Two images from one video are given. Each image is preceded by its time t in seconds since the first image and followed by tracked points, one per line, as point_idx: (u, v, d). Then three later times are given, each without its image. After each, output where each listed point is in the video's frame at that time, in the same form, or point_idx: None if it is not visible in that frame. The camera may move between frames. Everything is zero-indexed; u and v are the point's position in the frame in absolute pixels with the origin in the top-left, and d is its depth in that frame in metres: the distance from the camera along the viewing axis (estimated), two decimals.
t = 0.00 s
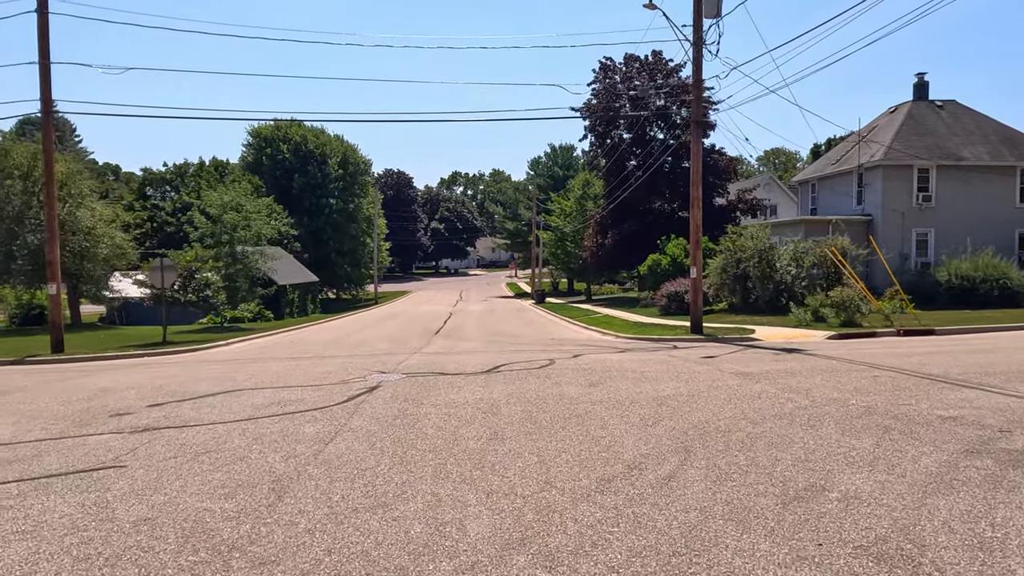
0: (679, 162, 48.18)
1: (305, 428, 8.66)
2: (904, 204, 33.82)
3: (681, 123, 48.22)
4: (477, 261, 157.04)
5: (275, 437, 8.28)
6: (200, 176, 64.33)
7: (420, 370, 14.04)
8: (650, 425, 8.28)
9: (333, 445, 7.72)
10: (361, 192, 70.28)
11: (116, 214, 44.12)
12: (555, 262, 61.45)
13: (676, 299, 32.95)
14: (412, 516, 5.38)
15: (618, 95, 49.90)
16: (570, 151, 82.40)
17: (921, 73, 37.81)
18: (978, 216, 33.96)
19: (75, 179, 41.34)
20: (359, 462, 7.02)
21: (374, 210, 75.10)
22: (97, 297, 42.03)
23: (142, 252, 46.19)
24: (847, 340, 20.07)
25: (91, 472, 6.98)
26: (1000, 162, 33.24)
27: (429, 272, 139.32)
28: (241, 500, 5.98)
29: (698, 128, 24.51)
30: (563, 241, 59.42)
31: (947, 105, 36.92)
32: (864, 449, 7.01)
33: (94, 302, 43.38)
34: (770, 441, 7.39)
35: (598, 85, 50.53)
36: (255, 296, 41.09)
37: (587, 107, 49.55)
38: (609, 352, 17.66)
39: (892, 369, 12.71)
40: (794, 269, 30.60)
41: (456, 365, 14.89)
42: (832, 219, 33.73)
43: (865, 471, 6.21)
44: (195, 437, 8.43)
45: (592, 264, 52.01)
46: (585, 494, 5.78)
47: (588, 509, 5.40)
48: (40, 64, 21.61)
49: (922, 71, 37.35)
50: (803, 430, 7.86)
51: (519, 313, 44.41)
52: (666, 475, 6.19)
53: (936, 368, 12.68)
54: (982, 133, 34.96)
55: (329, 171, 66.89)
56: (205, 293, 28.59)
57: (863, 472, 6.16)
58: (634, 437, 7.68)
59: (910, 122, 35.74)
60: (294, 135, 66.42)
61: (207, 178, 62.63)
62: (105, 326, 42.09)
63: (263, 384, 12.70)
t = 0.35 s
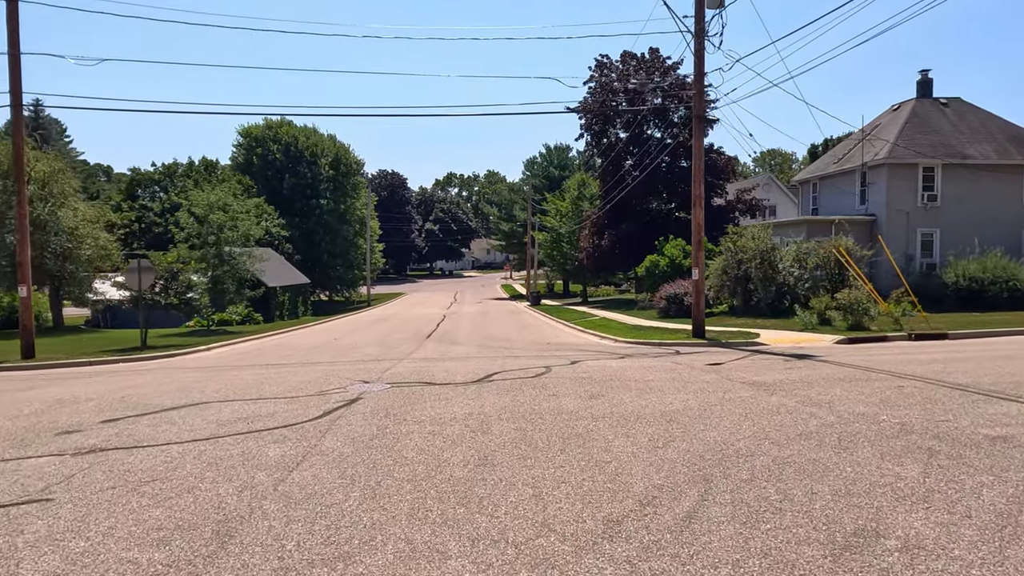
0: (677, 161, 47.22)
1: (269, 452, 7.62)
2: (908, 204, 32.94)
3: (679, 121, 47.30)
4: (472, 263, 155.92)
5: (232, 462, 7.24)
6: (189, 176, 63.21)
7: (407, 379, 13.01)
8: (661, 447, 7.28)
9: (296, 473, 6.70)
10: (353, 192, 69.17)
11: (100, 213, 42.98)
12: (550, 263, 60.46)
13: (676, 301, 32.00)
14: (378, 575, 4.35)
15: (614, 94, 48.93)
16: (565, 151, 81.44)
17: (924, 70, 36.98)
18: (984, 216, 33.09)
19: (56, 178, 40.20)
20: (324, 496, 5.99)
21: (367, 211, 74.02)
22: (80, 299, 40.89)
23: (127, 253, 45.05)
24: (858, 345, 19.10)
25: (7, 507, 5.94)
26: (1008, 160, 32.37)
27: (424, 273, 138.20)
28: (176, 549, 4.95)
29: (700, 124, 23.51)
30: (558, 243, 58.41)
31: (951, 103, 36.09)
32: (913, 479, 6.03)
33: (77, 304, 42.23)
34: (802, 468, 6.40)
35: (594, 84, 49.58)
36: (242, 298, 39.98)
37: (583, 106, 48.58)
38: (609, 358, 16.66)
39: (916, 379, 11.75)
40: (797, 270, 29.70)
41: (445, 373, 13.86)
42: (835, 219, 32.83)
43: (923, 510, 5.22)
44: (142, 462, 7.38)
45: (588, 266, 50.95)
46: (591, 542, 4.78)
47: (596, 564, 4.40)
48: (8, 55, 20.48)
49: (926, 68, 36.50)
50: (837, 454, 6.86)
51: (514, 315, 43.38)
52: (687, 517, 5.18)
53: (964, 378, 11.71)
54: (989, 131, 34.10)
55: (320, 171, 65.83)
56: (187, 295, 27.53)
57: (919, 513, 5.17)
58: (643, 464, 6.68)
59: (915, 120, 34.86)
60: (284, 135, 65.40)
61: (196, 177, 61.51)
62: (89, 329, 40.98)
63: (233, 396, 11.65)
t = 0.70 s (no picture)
0: (673, 161, 46.61)
1: (232, 475, 6.84)
2: (909, 204, 32.30)
3: (675, 121, 46.66)
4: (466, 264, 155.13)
5: (189, 487, 6.46)
6: (179, 176, 62.30)
7: (392, 388, 12.23)
8: (669, 469, 6.53)
9: (258, 502, 5.92)
10: (345, 193, 68.32)
11: (85, 214, 42.05)
12: (545, 265, 59.71)
13: (673, 304, 31.31)
14: None
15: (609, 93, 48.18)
16: (560, 151, 80.75)
17: (924, 68, 36.38)
18: (985, 216, 32.49)
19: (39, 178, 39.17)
20: (286, 531, 5.22)
21: (358, 212, 73.22)
22: (65, 302, 39.99)
23: (114, 255, 44.15)
24: (864, 349, 18.38)
25: None
26: (1010, 160, 31.76)
27: (417, 275, 137.59)
28: None
29: (698, 121, 22.78)
30: (553, 244, 57.68)
31: (952, 101, 35.48)
32: (959, 509, 5.29)
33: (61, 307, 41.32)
34: (830, 496, 5.66)
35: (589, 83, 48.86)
36: (229, 300, 39.15)
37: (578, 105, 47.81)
38: (606, 364, 15.91)
39: (935, 387, 11.01)
40: (797, 272, 29.07)
41: (433, 381, 13.07)
42: (835, 220, 32.17)
43: (978, 552, 4.49)
44: (87, 486, 6.59)
45: (583, 267, 50.22)
46: None
47: None
48: None
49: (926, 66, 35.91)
50: (867, 478, 6.12)
51: (509, 318, 42.59)
52: (707, 561, 4.44)
53: (986, 387, 10.99)
54: (990, 130, 33.51)
55: (311, 171, 64.94)
56: (170, 298, 26.70)
57: (975, 555, 4.44)
58: (650, 491, 5.91)
59: (915, 118, 34.24)
60: (276, 136, 64.42)
61: (185, 178, 60.59)
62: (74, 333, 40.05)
63: (204, 407, 10.85)
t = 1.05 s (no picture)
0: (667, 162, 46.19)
1: (196, 496, 6.24)
2: (907, 204, 31.90)
3: (669, 121, 46.24)
4: (458, 266, 154.52)
5: (147, 510, 5.88)
6: (167, 177, 61.48)
7: (376, 395, 11.64)
8: (673, 488, 6.00)
9: (221, 529, 5.34)
10: (336, 195, 67.63)
11: (70, 215, 41.29)
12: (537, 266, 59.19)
13: (668, 306, 30.81)
14: None
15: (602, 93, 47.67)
16: (553, 152, 80.26)
17: (921, 68, 36.01)
18: (983, 217, 32.11)
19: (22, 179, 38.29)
20: (249, 564, 4.66)
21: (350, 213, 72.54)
22: (49, 304, 39.28)
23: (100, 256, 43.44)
24: (865, 353, 17.89)
25: None
26: (1008, 160, 31.40)
27: (410, 276, 136.95)
28: None
29: (695, 119, 22.29)
30: (546, 246, 57.17)
31: (948, 101, 35.12)
32: (997, 537, 4.77)
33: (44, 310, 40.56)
34: (853, 521, 5.13)
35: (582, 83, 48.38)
36: (217, 302, 38.44)
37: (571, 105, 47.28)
38: (601, 369, 15.36)
39: (946, 394, 10.51)
40: (793, 274, 28.61)
41: (420, 388, 12.49)
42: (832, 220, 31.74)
43: None
44: (36, 509, 5.99)
45: (576, 269, 49.64)
46: None
47: None
48: None
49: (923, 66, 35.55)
50: (889, 499, 5.60)
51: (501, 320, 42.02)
52: None
53: (999, 393, 10.48)
54: (988, 130, 33.16)
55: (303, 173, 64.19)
56: (153, 300, 26.04)
57: None
58: (652, 514, 5.38)
59: (912, 118, 33.85)
60: (266, 136, 63.64)
61: (173, 178, 59.77)
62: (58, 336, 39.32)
63: (176, 417, 10.25)
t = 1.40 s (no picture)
0: (658, 163, 45.96)
1: (154, 518, 5.71)
2: (900, 205, 31.62)
3: (660, 122, 45.96)
4: (449, 268, 153.99)
5: (99, 535, 5.36)
6: (153, 178, 60.69)
7: (358, 403, 11.12)
8: (672, 507, 5.53)
9: (176, 558, 4.83)
10: (325, 196, 66.94)
11: (52, 216, 40.52)
12: (527, 268, 58.71)
13: (660, 308, 30.41)
14: None
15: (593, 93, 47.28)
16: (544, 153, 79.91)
17: (913, 68, 35.78)
18: (977, 217, 31.87)
19: (2, 180, 38.25)
20: None
21: (338, 215, 71.94)
22: (30, 306, 38.47)
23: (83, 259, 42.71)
24: (863, 356, 17.50)
25: None
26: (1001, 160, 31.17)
27: (399, 278, 136.34)
28: None
29: (688, 117, 21.87)
30: (536, 247, 56.76)
31: (941, 101, 34.91)
32: None
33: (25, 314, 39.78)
34: (872, 548, 4.67)
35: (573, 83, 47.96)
36: (201, 305, 37.77)
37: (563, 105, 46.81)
38: (592, 373, 14.90)
39: (951, 400, 10.10)
40: (786, 275, 28.37)
41: (405, 394, 11.99)
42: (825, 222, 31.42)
43: None
44: None
45: (567, 270, 49.18)
46: None
47: None
48: None
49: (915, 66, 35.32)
50: (908, 520, 5.15)
51: (491, 322, 41.52)
52: None
53: (1006, 399, 10.08)
54: (981, 130, 32.95)
55: (293, 175, 63.46)
56: (135, 303, 25.39)
57: None
58: (651, 538, 4.92)
59: (905, 118, 33.60)
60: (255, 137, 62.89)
61: (160, 179, 58.97)
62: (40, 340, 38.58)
63: (145, 428, 9.70)
